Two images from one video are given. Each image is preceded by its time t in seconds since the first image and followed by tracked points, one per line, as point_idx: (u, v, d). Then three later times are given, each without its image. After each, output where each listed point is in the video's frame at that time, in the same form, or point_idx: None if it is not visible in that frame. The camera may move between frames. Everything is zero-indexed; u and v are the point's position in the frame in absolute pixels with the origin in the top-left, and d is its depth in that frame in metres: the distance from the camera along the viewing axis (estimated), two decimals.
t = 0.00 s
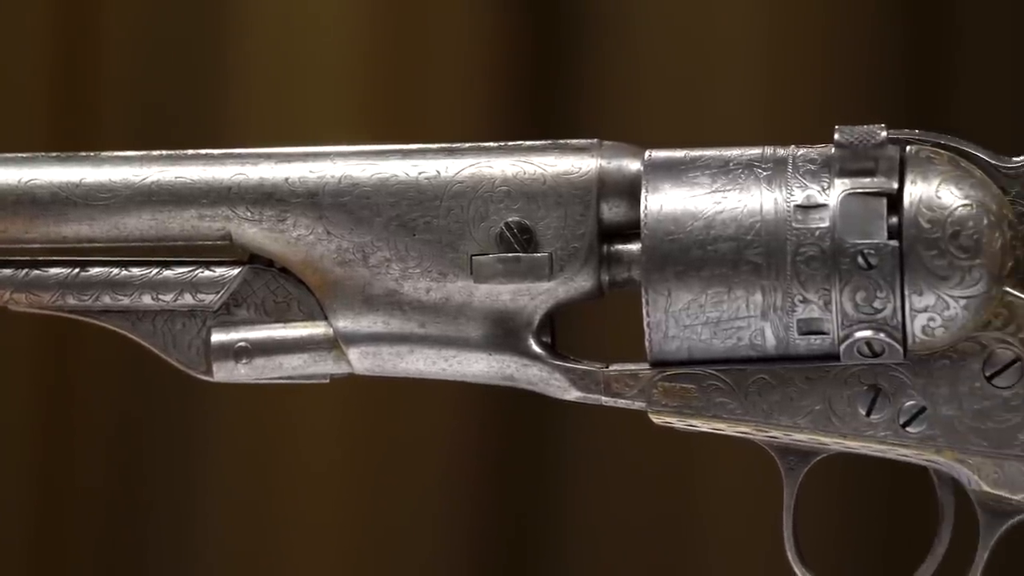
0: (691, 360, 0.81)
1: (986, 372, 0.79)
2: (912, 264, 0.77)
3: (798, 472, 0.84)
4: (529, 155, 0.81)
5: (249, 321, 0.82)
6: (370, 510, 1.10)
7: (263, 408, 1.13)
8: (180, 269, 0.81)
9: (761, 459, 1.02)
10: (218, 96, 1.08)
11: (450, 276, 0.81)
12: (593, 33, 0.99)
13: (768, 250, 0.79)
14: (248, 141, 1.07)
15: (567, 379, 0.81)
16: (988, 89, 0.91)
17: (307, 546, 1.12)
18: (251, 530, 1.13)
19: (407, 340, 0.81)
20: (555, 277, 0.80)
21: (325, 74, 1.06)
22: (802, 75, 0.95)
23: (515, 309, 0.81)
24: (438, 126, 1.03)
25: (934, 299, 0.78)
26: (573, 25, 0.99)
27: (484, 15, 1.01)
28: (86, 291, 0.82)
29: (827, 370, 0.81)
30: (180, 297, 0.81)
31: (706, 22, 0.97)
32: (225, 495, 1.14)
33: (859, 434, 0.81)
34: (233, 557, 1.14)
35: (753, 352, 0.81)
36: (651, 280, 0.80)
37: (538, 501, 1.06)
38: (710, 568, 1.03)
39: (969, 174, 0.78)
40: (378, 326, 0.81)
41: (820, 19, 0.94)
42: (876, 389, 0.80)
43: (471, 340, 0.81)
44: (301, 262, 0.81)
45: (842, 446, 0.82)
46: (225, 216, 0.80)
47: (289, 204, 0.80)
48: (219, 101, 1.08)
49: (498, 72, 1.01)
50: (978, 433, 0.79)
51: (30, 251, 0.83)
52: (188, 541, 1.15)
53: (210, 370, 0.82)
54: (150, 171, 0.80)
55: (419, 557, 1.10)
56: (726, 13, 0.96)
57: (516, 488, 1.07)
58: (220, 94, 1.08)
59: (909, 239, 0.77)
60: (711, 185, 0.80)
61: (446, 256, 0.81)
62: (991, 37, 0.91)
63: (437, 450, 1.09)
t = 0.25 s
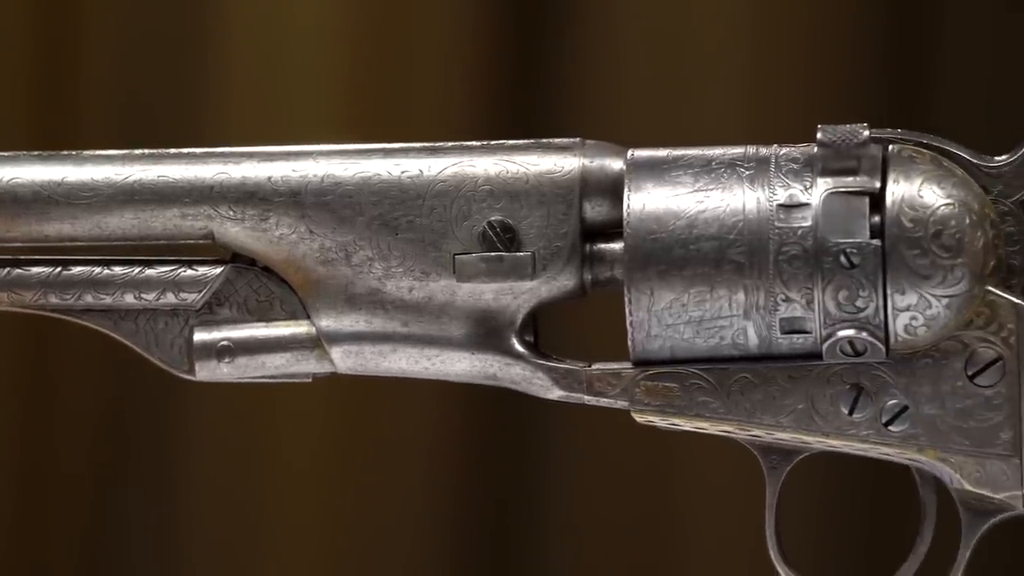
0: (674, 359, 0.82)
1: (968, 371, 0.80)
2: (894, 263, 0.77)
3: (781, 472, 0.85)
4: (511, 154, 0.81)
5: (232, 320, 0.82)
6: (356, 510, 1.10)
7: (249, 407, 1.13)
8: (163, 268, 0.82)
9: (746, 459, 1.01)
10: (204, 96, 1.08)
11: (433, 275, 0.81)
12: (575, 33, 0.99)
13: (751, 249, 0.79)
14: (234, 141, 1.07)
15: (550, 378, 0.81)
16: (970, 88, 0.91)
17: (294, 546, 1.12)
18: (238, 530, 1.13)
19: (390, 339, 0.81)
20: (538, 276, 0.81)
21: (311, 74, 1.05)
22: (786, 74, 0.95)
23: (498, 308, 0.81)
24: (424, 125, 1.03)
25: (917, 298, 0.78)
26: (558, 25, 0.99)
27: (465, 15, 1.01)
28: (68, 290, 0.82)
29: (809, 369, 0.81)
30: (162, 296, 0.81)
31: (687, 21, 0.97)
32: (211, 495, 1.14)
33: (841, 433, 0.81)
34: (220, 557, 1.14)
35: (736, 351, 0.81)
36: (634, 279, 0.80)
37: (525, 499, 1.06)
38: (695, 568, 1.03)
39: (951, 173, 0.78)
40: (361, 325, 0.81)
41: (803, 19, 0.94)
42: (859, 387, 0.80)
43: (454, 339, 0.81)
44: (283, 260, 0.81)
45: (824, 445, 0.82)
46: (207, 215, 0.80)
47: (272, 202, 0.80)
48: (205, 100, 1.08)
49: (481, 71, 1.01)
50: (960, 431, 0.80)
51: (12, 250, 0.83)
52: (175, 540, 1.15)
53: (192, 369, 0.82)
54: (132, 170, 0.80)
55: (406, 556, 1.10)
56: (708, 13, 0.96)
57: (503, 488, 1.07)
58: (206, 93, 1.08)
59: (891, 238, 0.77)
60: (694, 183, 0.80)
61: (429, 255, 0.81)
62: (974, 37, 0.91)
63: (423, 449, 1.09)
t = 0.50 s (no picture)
0: (657, 358, 0.82)
1: (951, 369, 0.80)
2: (877, 262, 0.77)
3: (764, 470, 0.85)
4: (495, 152, 0.81)
5: (214, 318, 0.82)
6: (342, 509, 1.10)
7: (236, 406, 1.12)
8: (145, 266, 0.82)
9: (730, 458, 1.01)
10: (191, 94, 1.08)
11: (416, 273, 0.81)
12: (557, 33, 0.99)
13: (734, 247, 0.79)
14: (220, 139, 1.06)
15: (533, 376, 0.81)
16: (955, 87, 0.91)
17: (281, 545, 1.12)
18: (225, 529, 1.13)
19: (373, 337, 0.81)
20: (521, 274, 0.81)
21: (297, 72, 1.05)
22: (770, 73, 0.95)
23: (481, 306, 0.81)
24: (410, 124, 1.03)
25: (899, 296, 0.78)
26: (544, 24, 0.99)
27: (447, 16, 1.01)
28: (50, 288, 0.82)
29: (792, 367, 0.81)
30: (145, 294, 0.81)
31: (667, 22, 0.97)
32: (199, 494, 1.14)
33: (824, 431, 0.81)
34: (207, 555, 1.14)
35: (719, 350, 0.81)
36: (617, 278, 0.80)
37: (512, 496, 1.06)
38: (681, 566, 1.03)
39: (933, 171, 0.78)
40: (344, 323, 0.81)
41: (786, 18, 0.94)
42: (842, 386, 0.80)
43: (437, 337, 0.81)
44: (266, 258, 0.81)
45: (807, 443, 0.82)
46: (190, 213, 0.80)
47: (255, 200, 0.80)
48: (191, 99, 1.08)
49: (465, 71, 1.01)
50: (942, 430, 0.80)
51: None
52: (162, 540, 1.15)
53: (175, 367, 0.82)
54: (114, 168, 0.80)
55: (393, 555, 1.10)
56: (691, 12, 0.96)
57: (487, 487, 1.07)
58: (192, 92, 1.08)
59: (874, 236, 0.77)
60: (677, 182, 0.80)
61: (413, 253, 0.81)
62: (958, 35, 0.91)
63: (409, 449, 1.08)
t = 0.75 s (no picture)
0: (641, 356, 0.82)
1: (933, 367, 0.80)
2: (860, 260, 0.77)
3: (747, 468, 0.85)
4: (478, 150, 0.81)
5: (197, 316, 0.82)
6: (329, 507, 1.11)
7: (223, 404, 1.12)
8: (128, 264, 0.82)
9: (715, 457, 1.02)
10: (177, 92, 1.08)
11: (399, 271, 0.81)
12: (540, 33, 0.99)
13: (717, 246, 0.79)
14: (206, 137, 1.06)
15: (516, 374, 0.81)
16: (939, 86, 0.91)
17: (268, 543, 1.12)
18: (212, 526, 1.13)
19: (356, 335, 0.81)
20: (504, 272, 0.81)
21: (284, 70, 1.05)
22: (755, 72, 0.95)
23: (464, 304, 0.81)
24: (395, 122, 1.03)
25: (882, 294, 0.78)
26: (529, 23, 0.99)
27: (429, 16, 1.01)
28: (33, 286, 0.82)
29: (775, 365, 0.81)
30: (128, 292, 0.82)
31: (650, 22, 0.97)
32: (186, 492, 1.14)
33: (807, 429, 0.81)
34: (188, 553, 1.14)
35: (702, 348, 0.81)
36: (600, 276, 0.80)
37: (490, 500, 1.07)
38: (666, 564, 1.03)
39: (916, 169, 0.78)
40: (327, 321, 0.81)
41: (771, 17, 0.94)
42: (825, 383, 0.80)
43: (420, 335, 0.81)
44: (249, 256, 0.81)
45: (790, 441, 0.82)
46: (173, 211, 0.80)
47: (238, 198, 0.80)
48: (177, 96, 1.08)
49: (450, 69, 1.01)
50: (925, 427, 0.80)
51: None
52: (150, 538, 1.15)
53: (158, 365, 0.82)
54: (97, 165, 0.80)
55: (373, 553, 1.10)
56: (675, 11, 0.96)
57: (474, 487, 1.07)
58: (178, 89, 1.08)
59: (857, 235, 0.77)
60: (660, 180, 0.80)
61: (396, 251, 0.81)
62: (943, 33, 0.91)
63: (396, 447, 1.08)
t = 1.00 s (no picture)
0: (624, 353, 0.82)
1: (917, 365, 0.80)
2: (843, 257, 0.78)
3: (731, 465, 0.85)
4: (462, 148, 0.81)
5: (180, 313, 0.82)
6: (316, 505, 1.11)
7: (209, 402, 1.12)
8: (111, 262, 0.82)
9: (701, 455, 1.02)
10: (163, 89, 1.07)
11: (383, 268, 0.80)
12: (522, 32, 0.99)
13: (700, 243, 0.79)
14: (193, 134, 1.06)
15: (499, 371, 0.81)
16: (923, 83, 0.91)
17: (255, 541, 1.12)
18: (193, 524, 1.13)
19: (340, 332, 0.81)
20: (488, 269, 0.81)
21: (271, 68, 1.05)
22: (740, 71, 0.95)
23: (448, 302, 0.81)
24: (382, 120, 1.03)
25: (865, 291, 0.78)
26: (515, 21, 0.99)
27: (411, 16, 1.01)
28: (15, 283, 0.82)
29: (759, 362, 0.81)
30: (110, 290, 0.81)
31: (633, 21, 0.97)
32: (174, 490, 1.14)
33: (790, 426, 0.81)
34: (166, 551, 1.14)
35: (686, 345, 0.81)
36: (584, 273, 0.80)
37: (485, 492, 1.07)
38: (652, 562, 1.03)
39: (899, 167, 0.79)
40: (310, 319, 0.81)
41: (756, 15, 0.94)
42: (808, 381, 0.81)
43: (404, 333, 0.81)
44: (232, 253, 0.81)
45: (773, 438, 0.82)
46: (156, 208, 0.80)
47: (221, 195, 0.80)
48: (163, 94, 1.07)
49: (436, 68, 1.01)
50: (908, 424, 0.80)
51: None
52: (137, 536, 1.15)
53: (141, 363, 0.82)
54: (80, 163, 0.80)
55: (354, 550, 1.10)
56: (659, 10, 0.96)
57: (460, 484, 1.07)
58: (164, 87, 1.07)
59: (841, 232, 0.78)
60: (643, 177, 0.80)
61: (379, 248, 0.80)
62: (926, 31, 0.91)
63: (383, 446, 1.08)
